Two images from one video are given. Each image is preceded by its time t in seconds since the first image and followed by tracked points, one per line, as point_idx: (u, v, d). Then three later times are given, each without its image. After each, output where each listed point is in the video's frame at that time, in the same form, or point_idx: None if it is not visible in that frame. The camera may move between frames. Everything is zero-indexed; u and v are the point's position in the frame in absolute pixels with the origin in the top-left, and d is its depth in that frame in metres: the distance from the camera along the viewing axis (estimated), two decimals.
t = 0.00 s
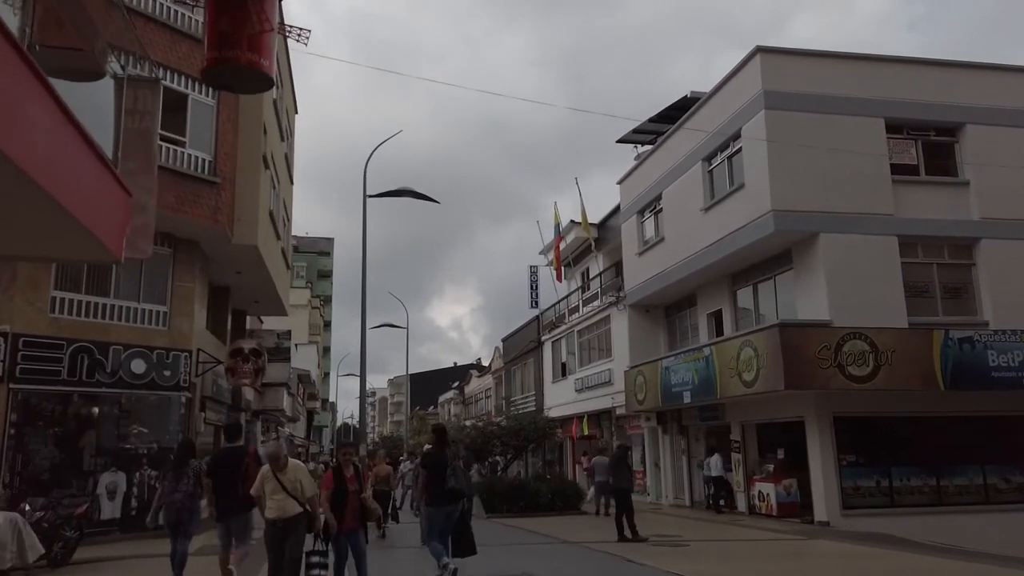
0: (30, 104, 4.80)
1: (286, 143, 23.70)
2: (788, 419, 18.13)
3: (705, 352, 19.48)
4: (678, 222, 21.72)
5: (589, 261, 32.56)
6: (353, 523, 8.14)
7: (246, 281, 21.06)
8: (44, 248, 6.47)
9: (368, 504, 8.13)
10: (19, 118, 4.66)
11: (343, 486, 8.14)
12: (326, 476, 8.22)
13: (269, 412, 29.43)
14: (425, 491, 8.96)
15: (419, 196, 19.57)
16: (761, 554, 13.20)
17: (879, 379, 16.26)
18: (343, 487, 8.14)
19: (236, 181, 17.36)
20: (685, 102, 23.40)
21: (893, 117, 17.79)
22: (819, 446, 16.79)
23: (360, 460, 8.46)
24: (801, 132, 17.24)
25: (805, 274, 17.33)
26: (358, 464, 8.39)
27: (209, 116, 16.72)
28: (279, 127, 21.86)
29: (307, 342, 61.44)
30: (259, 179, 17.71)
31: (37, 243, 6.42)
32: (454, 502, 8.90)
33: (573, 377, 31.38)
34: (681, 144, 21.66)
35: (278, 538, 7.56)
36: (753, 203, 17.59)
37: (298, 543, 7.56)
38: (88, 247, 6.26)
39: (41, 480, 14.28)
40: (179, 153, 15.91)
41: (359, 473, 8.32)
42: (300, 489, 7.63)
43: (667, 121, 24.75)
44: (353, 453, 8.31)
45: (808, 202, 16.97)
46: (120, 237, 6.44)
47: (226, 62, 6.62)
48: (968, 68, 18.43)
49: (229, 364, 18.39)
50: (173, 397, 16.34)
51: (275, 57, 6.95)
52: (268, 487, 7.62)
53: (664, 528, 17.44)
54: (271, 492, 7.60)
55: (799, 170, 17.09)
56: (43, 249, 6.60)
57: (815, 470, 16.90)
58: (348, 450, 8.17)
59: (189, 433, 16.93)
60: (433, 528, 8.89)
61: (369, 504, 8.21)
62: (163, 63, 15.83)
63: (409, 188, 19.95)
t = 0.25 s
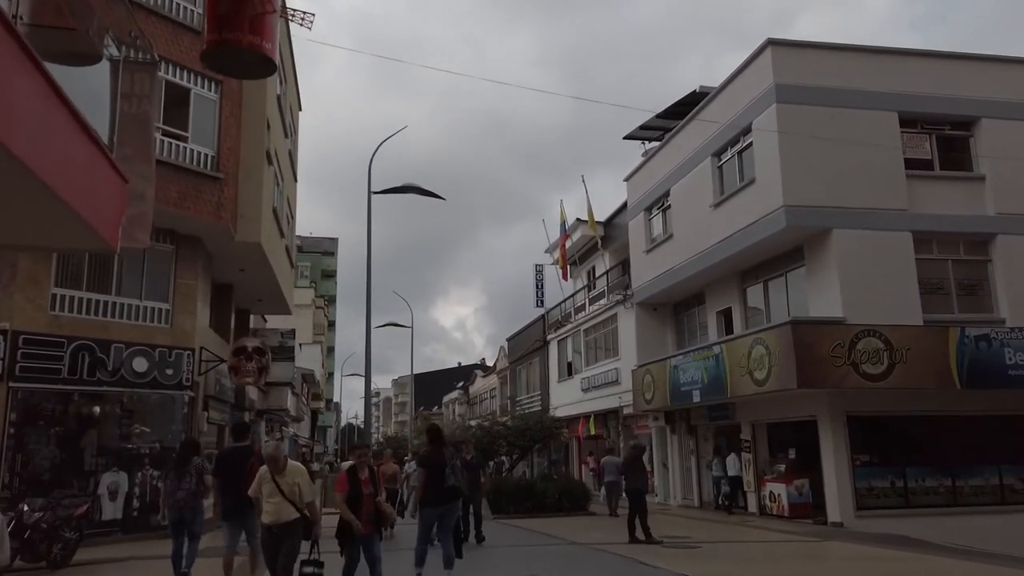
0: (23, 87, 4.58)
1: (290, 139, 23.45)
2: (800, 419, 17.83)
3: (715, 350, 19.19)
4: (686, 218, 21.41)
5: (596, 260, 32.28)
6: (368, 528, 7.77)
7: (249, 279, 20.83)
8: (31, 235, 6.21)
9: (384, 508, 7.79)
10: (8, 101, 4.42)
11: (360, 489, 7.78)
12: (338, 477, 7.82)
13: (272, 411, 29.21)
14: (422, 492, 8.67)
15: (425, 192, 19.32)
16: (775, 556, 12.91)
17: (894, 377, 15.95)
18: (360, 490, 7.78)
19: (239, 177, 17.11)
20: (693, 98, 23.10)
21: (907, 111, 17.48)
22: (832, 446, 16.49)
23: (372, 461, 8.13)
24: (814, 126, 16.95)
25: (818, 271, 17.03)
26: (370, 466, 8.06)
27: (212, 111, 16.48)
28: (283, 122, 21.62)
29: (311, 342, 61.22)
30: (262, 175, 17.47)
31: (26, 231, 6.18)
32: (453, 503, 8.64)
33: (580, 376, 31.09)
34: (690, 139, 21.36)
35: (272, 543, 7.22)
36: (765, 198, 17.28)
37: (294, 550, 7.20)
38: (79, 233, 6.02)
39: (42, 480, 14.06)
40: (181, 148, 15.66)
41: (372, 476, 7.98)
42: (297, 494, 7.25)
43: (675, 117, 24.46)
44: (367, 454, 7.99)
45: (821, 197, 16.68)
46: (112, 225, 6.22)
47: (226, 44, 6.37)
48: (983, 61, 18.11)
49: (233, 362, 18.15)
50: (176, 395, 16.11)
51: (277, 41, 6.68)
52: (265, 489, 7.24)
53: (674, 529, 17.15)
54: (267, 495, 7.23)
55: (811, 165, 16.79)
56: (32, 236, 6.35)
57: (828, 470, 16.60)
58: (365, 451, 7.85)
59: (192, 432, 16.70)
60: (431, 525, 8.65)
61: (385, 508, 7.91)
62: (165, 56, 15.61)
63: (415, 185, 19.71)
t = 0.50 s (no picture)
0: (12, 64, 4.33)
1: (295, 138, 23.21)
2: (814, 422, 17.45)
3: (727, 351, 18.83)
4: (697, 218, 21.05)
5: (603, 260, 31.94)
6: (387, 534, 7.28)
7: (253, 280, 20.56)
8: (24, 228, 5.95)
9: (404, 513, 7.33)
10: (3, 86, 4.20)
11: (380, 492, 7.33)
12: (360, 480, 7.43)
13: (277, 414, 28.96)
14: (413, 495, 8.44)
15: (431, 191, 19.03)
16: (793, 563, 12.54)
17: (912, 378, 15.57)
18: (380, 493, 7.34)
19: (243, 175, 16.83)
20: (703, 95, 22.77)
21: (923, 107, 17.12)
22: (849, 450, 16.11)
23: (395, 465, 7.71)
24: (828, 122, 16.60)
25: (833, 270, 16.66)
26: (393, 470, 7.63)
27: (216, 108, 16.22)
28: (287, 121, 21.36)
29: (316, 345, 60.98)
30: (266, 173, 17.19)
31: (17, 223, 5.91)
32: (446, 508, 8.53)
33: (587, 378, 30.74)
34: (700, 138, 21.02)
35: (266, 552, 6.58)
36: (778, 197, 16.92)
37: (289, 559, 6.58)
38: (75, 227, 5.81)
39: (42, 484, 13.79)
40: (184, 146, 15.40)
41: (394, 480, 7.54)
42: (293, 499, 6.63)
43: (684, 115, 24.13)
44: (390, 457, 7.56)
45: (836, 195, 16.32)
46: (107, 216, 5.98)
47: (227, 27, 6.09)
48: (1001, 56, 17.75)
49: (236, 364, 17.87)
50: (179, 397, 15.81)
51: (280, 25, 6.38)
52: (260, 493, 6.61)
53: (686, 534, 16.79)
54: (261, 499, 6.61)
55: (826, 162, 16.43)
56: (23, 229, 6.09)
57: (844, 474, 16.22)
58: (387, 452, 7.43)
59: (195, 435, 16.40)
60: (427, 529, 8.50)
61: (406, 512, 7.40)
62: (168, 52, 15.37)
63: (421, 184, 19.42)
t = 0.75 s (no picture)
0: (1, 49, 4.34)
1: (297, 135, 22.95)
2: (825, 421, 17.13)
3: (735, 350, 18.53)
4: (705, 215, 20.75)
5: (608, 259, 31.64)
6: (398, 537, 6.98)
7: (255, 279, 20.31)
8: (10, 221, 5.83)
9: (415, 515, 7.01)
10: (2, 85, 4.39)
11: (389, 494, 6.97)
12: (368, 481, 7.00)
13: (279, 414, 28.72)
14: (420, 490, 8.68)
15: (435, 188, 18.77)
16: (806, 566, 12.23)
17: (926, 377, 15.25)
18: (390, 495, 6.97)
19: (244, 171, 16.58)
20: (710, 91, 22.46)
21: (936, 100, 16.81)
22: (861, 450, 15.80)
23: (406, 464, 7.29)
24: (838, 116, 16.31)
25: (844, 267, 16.36)
26: (403, 469, 7.22)
27: (217, 103, 15.97)
28: (289, 118, 21.10)
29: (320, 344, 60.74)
30: (268, 170, 16.93)
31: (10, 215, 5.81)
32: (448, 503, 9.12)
33: (592, 378, 30.45)
34: (708, 134, 20.71)
35: (255, 560, 6.19)
36: (789, 192, 16.63)
37: (280, 567, 6.17)
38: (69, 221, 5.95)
39: (40, 485, 13.53)
40: (185, 141, 15.15)
41: (405, 480, 7.14)
42: (280, 501, 6.30)
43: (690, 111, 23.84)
44: (401, 456, 7.14)
45: (847, 190, 16.01)
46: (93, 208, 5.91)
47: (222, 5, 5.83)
48: (1014, 49, 17.43)
49: (237, 363, 17.64)
50: (180, 397, 15.58)
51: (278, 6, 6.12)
52: (247, 496, 6.32)
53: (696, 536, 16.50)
54: (247, 503, 6.31)
55: (838, 157, 16.13)
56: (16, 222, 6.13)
57: (856, 475, 15.91)
58: (398, 452, 6.99)
59: (195, 436, 16.16)
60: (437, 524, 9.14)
61: (416, 512, 7.08)
62: (168, 47, 15.15)
63: (424, 180, 19.16)
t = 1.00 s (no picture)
0: None
1: (300, 131, 22.64)
2: (840, 421, 16.71)
3: (747, 348, 18.14)
4: (715, 210, 20.36)
5: (615, 257, 31.28)
6: (412, 546, 6.17)
7: (258, 276, 20.01)
8: None
9: (430, 520, 6.22)
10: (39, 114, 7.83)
11: (401, 497, 6.15)
12: (377, 484, 6.17)
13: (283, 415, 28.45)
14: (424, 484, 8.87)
15: (440, 183, 18.43)
16: (823, 568, 11.85)
17: (945, 374, 14.84)
18: (402, 499, 6.16)
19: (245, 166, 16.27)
20: (719, 85, 22.08)
21: (953, 91, 16.39)
22: (877, 450, 15.38)
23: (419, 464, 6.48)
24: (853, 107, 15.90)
25: (859, 262, 15.96)
26: (415, 470, 6.41)
27: (218, 96, 15.67)
28: (292, 113, 20.80)
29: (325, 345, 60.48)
30: (269, 164, 16.62)
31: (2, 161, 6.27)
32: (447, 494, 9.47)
33: (599, 378, 30.07)
34: (719, 127, 20.32)
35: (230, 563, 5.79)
36: (802, 185, 16.24)
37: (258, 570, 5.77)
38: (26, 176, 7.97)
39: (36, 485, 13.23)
40: (185, 134, 14.84)
41: (417, 481, 6.34)
42: (257, 500, 5.86)
43: (699, 106, 23.46)
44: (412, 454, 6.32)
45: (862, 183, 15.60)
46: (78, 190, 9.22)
47: None
48: None
49: (239, 362, 17.33)
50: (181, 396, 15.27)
51: None
52: (220, 495, 5.90)
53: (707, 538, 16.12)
54: (222, 503, 5.89)
55: (852, 149, 15.73)
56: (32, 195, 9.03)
57: (873, 475, 15.49)
58: (409, 449, 6.18)
59: (197, 436, 15.85)
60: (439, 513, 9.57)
61: (432, 517, 6.27)
62: (167, 38, 14.86)
63: (429, 176, 18.82)
